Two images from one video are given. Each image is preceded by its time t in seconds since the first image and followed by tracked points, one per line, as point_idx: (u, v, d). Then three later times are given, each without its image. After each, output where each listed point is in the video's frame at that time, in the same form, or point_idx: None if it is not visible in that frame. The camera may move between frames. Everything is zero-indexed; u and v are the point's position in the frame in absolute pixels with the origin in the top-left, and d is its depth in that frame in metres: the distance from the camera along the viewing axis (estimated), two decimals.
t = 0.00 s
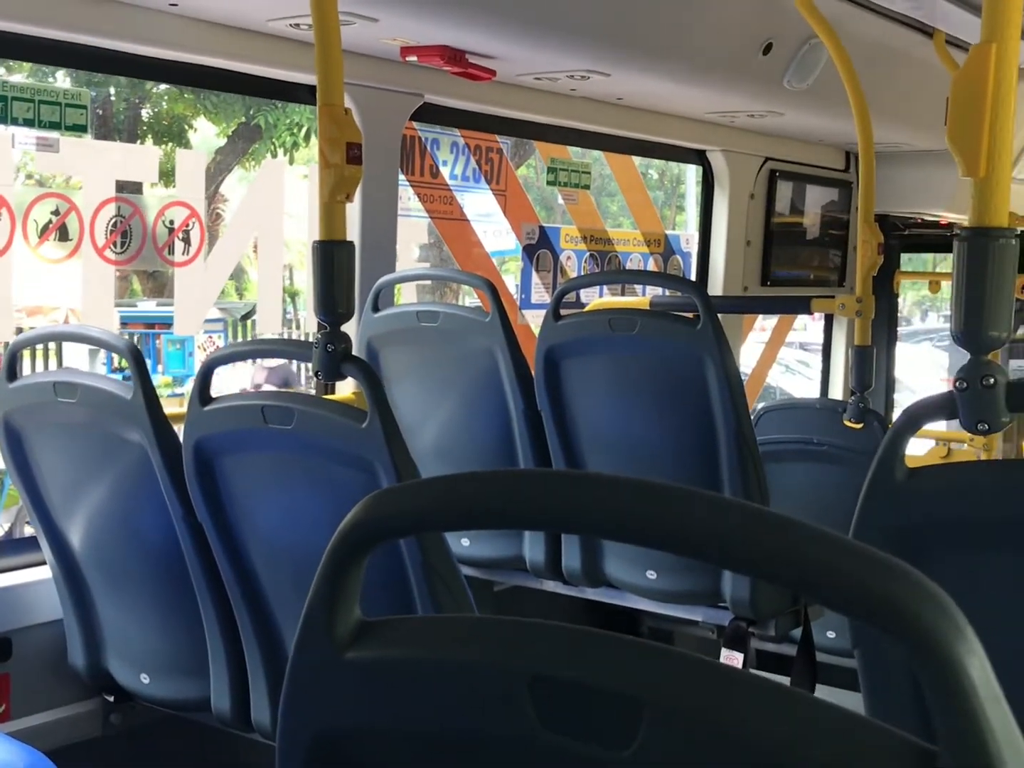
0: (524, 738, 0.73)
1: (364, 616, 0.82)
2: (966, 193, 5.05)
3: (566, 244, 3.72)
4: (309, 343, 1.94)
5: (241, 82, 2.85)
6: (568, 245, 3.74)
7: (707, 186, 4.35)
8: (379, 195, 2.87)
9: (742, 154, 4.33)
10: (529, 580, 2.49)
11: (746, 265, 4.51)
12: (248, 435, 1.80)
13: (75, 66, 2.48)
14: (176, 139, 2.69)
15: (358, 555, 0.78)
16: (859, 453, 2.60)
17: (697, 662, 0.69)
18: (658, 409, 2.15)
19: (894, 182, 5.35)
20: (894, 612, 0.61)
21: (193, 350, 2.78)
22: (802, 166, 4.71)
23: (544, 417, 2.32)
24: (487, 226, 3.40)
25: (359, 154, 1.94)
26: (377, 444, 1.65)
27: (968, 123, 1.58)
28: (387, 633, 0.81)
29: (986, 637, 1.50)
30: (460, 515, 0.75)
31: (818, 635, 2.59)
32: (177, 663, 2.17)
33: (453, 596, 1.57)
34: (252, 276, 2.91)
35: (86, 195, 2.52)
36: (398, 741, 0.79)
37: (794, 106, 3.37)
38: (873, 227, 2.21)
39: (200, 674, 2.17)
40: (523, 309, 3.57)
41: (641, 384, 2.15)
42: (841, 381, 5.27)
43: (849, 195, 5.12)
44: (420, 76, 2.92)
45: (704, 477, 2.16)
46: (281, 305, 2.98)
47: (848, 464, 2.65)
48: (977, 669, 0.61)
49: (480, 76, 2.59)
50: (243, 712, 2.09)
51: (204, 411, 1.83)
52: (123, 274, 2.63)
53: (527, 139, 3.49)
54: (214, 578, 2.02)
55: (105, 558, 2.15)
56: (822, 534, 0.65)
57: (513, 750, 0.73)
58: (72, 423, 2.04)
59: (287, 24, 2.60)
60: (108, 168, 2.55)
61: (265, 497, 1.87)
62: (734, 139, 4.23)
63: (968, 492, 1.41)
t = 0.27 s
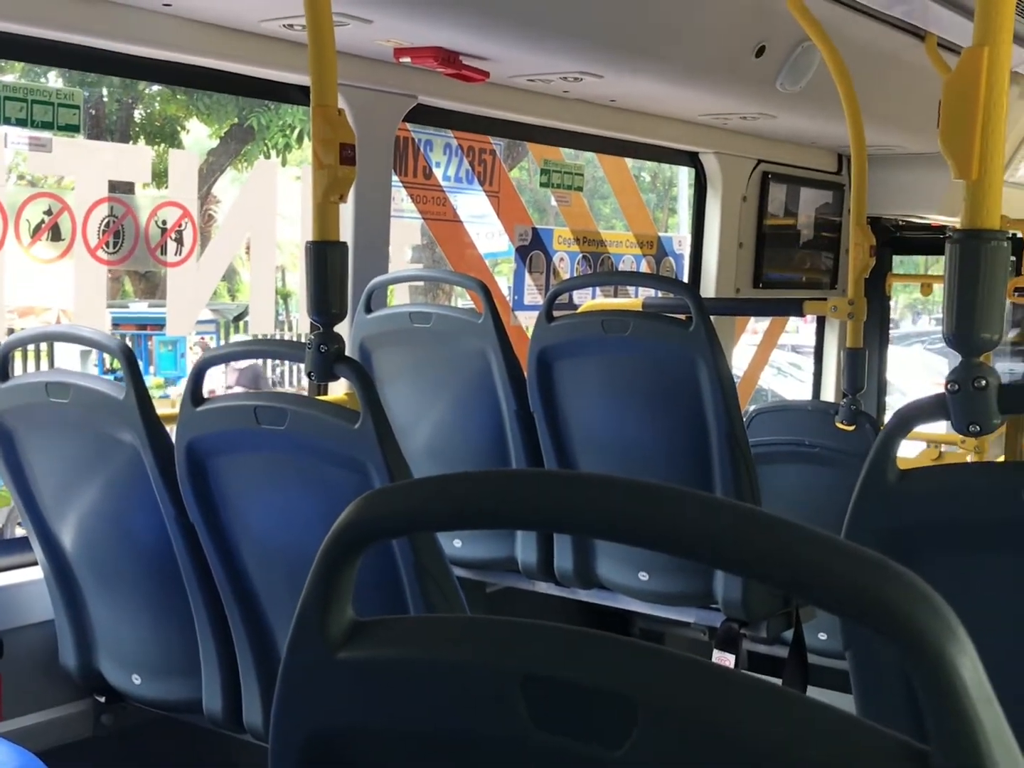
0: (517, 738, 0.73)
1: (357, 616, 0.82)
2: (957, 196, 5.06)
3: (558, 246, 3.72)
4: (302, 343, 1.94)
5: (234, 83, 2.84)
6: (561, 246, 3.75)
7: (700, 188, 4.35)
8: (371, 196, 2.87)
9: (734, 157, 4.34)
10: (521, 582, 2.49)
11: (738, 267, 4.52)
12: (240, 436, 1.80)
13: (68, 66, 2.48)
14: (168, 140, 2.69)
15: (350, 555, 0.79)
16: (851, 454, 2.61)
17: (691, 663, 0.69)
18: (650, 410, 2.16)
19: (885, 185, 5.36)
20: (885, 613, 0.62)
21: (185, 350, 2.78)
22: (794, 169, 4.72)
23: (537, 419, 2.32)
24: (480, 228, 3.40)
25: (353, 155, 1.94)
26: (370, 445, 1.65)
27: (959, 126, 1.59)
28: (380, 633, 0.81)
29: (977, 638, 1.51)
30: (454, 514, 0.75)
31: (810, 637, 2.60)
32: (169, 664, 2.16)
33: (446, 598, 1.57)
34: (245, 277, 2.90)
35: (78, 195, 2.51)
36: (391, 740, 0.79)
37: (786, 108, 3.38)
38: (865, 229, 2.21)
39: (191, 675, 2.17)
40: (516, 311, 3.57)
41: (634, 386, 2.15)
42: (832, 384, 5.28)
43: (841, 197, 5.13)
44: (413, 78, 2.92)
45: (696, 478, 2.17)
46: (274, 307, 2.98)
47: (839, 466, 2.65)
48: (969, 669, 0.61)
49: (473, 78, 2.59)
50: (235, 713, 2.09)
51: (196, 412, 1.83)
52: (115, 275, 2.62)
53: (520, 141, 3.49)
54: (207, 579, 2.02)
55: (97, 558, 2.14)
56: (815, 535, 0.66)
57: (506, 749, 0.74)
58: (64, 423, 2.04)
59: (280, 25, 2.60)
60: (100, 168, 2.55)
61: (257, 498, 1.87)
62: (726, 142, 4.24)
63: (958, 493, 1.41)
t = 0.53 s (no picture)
0: (510, 740, 0.73)
1: (350, 618, 0.82)
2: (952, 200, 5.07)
3: (553, 248, 3.72)
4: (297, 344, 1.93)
5: (230, 83, 2.84)
6: (556, 248, 3.75)
7: (695, 190, 4.36)
8: (366, 198, 2.87)
9: (729, 159, 4.34)
10: (515, 584, 2.48)
11: (733, 269, 4.53)
12: (234, 437, 1.80)
13: (62, 66, 2.48)
14: (163, 141, 2.68)
15: (343, 556, 0.78)
16: (845, 457, 2.61)
17: (684, 666, 0.69)
18: (644, 411, 2.16)
19: (880, 188, 5.37)
20: (878, 615, 0.62)
21: (179, 351, 2.77)
22: (789, 172, 4.73)
23: (531, 421, 2.32)
24: (476, 230, 3.40)
25: (348, 156, 1.94)
26: (364, 446, 1.65)
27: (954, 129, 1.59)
28: (372, 635, 0.81)
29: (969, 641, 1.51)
30: (447, 516, 0.75)
31: (804, 640, 2.59)
32: (162, 666, 2.16)
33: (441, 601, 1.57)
34: (240, 278, 2.90)
35: (72, 195, 2.51)
36: (384, 743, 0.79)
37: (781, 111, 3.39)
38: (859, 232, 2.21)
39: (184, 677, 2.16)
40: (511, 313, 3.57)
41: (629, 388, 2.15)
42: (827, 387, 5.29)
43: (836, 200, 5.14)
44: (408, 79, 2.92)
45: (690, 480, 2.17)
46: (269, 308, 2.97)
47: (833, 468, 2.65)
48: (962, 672, 0.62)
49: (468, 79, 2.59)
50: (227, 715, 2.09)
51: (190, 413, 1.82)
52: (110, 275, 2.62)
53: (515, 143, 3.49)
54: (200, 580, 2.02)
55: (90, 559, 2.14)
56: (808, 538, 0.65)
57: (499, 752, 0.73)
58: (57, 424, 2.03)
59: (276, 26, 2.60)
60: (95, 168, 2.54)
61: (251, 500, 1.86)
62: (721, 145, 4.25)
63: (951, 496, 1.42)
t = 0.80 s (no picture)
0: (503, 745, 0.73)
1: (344, 622, 0.82)
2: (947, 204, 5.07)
3: (549, 251, 3.73)
4: (292, 347, 1.94)
5: (226, 86, 2.85)
6: (551, 252, 3.75)
7: (690, 194, 4.36)
8: (362, 200, 2.87)
9: (725, 163, 4.35)
10: (510, 587, 2.49)
11: (728, 273, 4.53)
12: (229, 440, 1.80)
13: (59, 68, 2.48)
14: (159, 143, 2.68)
15: (338, 560, 0.79)
16: (840, 462, 2.61)
17: (679, 669, 0.68)
18: (640, 415, 2.16)
19: (875, 192, 5.38)
20: (870, 621, 0.62)
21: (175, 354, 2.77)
22: (785, 176, 4.73)
23: (527, 423, 2.32)
24: (472, 233, 3.40)
25: (344, 160, 1.94)
26: (359, 450, 1.65)
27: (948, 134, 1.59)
28: (367, 639, 0.81)
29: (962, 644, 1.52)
30: (442, 520, 0.75)
31: (799, 643, 2.59)
32: (156, 668, 2.15)
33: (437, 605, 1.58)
34: (235, 281, 2.90)
35: (67, 197, 2.51)
36: (378, 747, 0.79)
37: (776, 115, 3.39)
38: (854, 237, 2.21)
39: (179, 680, 2.16)
40: (507, 315, 3.58)
41: (624, 392, 2.16)
42: (822, 390, 5.30)
43: (831, 204, 5.14)
44: (404, 82, 2.92)
45: (685, 483, 2.17)
46: (264, 311, 2.97)
47: (828, 473, 2.66)
48: (954, 678, 0.62)
49: (464, 83, 2.59)
50: (223, 718, 2.09)
51: (185, 415, 1.82)
52: (106, 278, 2.62)
53: (511, 146, 3.49)
54: (194, 583, 2.02)
55: (85, 562, 2.14)
56: (802, 543, 0.65)
57: (492, 757, 0.73)
58: (52, 427, 2.03)
59: (272, 29, 2.60)
60: (90, 171, 2.54)
61: (246, 503, 1.86)
62: (717, 148, 4.25)
63: (944, 499, 1.42)
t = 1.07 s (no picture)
0: (496, 751, 0.72)
1: (337, 626, 0.82)
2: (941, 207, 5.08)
3: (544, 255, 3.73)
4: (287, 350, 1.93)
5: (222, 89, 2.84)
6: (546, 255, 3.75)
7: (685, 197, 4.37)
8: (356, 203, 2.86)
9: (719, 166, 4.35)
10: (504, 590, 2.48)
11: (723, 276, 4.54)
12: (223, 443, 1.79)
13: (54, 70, 2.48)
14: (154, 145, 2.68)
15: (331, 565, 0.78)
16: (835, 466, 2.61)
17: (674, 675, 0.68)
18: (634, 419, 2.16)
19: (869, 196, 5.38)
20: (864, 627, 0.62)
21: (169, 356, 2.77)
22: (779, 179, 4.74)
23: (521, 426, 2.32)
24: (467, 236, 3.40)
25: (338, 162, 1.94)
26: (353, 454, 1.65)
27: (942, 140, 1.60)
28: (359, 644, 0.80)
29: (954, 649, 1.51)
30: (438, 524, 0.75)
31: (793, 646, 2.58)
32: (150, 672, 2.15)
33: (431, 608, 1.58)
34: (230, 283, 2.90)
35: (62, 199, 2.50)
36: (371, 753, 0.78)
37: (771, 118, 3.39)
38: (848, 241, 2.22)
39: (172, 684, 2.16)
40: (502, 319, 3.58)
41: (619, 395, 2.16)
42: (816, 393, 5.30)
43: (826, 207, 5.15)
44: (399, 85, 2.92)
45: (680, 487, 2.17)
46: (258, 313, 2.97)
47: (822, 477, 2.66)
48: (947, 684, 0.62)
49: (459, 86, 2.59)
50: (216, 722, 2.08)
51: (179, 418, 1.82)
52: (101, 281, 2.62)
53: (507, 149, 3.50)
54: (188, 586, 2.01)
55: (79, 565, 2.13)
56: (796, 549, 0.66)
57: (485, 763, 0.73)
58: (46, 430, 2.03)
59: (267, 32, 2.60)
60: (85, 174, 2.54)
61: (240, 506, 1.86)
62: (711, 151, 4.25)
63: (939, 501, 1.42)
